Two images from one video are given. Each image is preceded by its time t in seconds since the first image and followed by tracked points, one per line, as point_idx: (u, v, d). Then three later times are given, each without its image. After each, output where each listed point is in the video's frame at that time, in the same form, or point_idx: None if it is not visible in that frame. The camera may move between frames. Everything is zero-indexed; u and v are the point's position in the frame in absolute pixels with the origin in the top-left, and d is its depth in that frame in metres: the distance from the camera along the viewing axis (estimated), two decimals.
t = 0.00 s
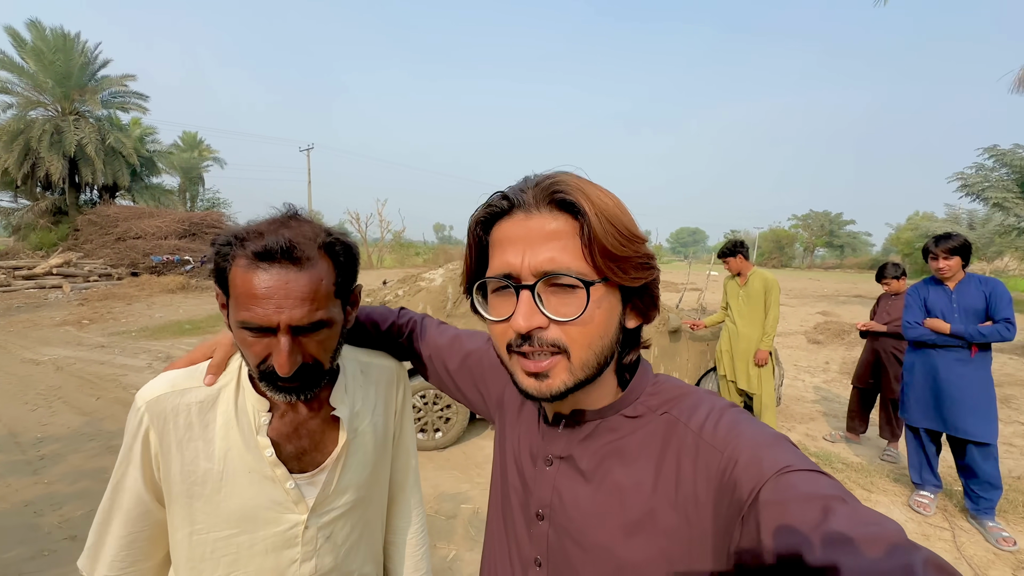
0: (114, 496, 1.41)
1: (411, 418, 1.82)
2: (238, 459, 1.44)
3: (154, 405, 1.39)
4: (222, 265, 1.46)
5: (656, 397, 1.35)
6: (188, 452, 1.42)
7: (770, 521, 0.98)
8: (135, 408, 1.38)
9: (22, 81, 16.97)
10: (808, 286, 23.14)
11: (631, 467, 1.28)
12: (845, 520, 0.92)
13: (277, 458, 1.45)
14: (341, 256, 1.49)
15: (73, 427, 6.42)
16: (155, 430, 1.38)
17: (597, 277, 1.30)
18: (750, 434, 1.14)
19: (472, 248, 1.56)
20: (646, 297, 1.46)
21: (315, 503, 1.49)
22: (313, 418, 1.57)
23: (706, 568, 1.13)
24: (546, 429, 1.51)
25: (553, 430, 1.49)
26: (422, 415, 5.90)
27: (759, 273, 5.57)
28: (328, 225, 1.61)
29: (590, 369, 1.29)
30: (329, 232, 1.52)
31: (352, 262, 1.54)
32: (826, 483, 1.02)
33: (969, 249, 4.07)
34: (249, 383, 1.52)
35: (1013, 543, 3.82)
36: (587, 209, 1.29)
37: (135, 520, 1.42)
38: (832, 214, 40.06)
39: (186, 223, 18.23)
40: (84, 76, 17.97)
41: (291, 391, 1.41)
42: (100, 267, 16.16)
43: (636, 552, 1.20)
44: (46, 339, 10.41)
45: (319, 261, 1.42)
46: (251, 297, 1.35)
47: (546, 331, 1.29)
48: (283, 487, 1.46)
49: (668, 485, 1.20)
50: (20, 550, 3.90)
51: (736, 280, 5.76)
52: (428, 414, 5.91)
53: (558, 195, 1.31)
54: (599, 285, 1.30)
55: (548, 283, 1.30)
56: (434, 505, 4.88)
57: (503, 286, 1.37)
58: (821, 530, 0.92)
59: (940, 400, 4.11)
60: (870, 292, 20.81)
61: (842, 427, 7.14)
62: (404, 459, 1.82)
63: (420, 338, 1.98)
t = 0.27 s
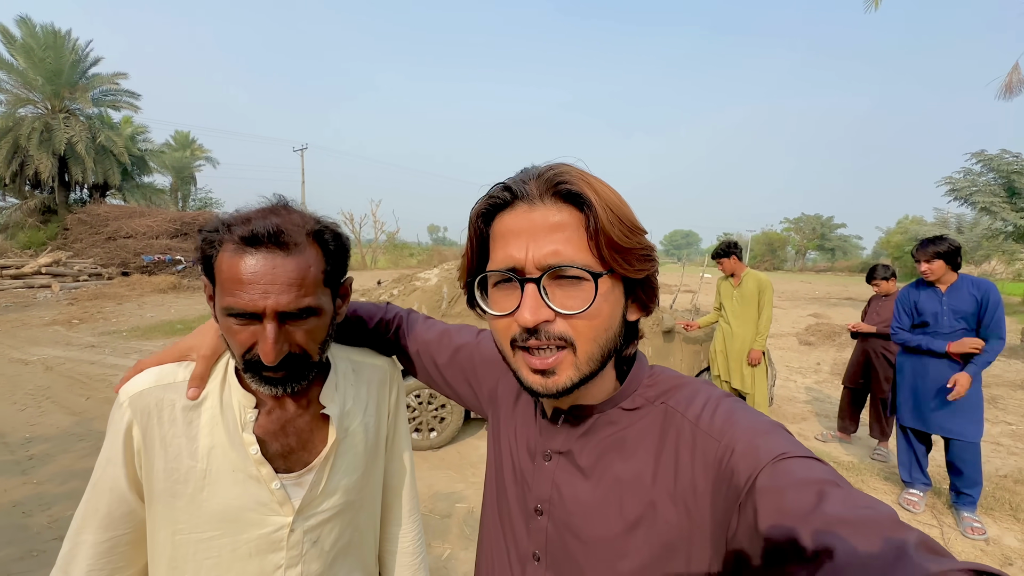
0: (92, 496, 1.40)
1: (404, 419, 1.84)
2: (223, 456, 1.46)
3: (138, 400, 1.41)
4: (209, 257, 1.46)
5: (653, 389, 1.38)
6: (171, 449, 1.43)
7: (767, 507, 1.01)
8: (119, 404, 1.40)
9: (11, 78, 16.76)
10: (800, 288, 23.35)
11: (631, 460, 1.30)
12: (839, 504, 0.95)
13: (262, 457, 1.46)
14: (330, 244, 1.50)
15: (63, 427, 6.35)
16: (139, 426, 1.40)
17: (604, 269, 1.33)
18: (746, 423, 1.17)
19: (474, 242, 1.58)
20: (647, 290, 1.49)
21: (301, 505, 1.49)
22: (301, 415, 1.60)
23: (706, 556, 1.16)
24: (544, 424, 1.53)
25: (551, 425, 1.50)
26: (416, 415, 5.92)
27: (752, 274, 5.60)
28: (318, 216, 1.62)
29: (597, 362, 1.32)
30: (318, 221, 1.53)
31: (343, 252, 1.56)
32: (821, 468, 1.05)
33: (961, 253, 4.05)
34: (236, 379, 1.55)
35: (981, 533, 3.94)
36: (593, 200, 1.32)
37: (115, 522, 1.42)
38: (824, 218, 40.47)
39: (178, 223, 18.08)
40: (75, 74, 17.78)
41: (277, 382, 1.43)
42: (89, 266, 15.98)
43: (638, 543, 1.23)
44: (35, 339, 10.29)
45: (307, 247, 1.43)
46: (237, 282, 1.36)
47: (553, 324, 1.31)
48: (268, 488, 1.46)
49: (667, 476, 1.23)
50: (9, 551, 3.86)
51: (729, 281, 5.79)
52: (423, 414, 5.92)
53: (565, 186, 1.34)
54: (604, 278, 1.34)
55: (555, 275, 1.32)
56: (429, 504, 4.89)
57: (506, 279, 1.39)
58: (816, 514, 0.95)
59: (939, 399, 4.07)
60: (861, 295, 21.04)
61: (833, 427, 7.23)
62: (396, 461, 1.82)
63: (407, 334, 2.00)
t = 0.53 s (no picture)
0: (81, 495, 1.42)
1: (398, 418, 1.86)
2: (214, 452, 1.49)
3: (129, 396, 1.43)
4: (200, 245, 1.51)
5: (637, 383, 1.40)
6: (161, 445, 1.46)
7: (742, 499, 1.04)
8: (110, 400, 1.42)
9: (9, 77, 16.71)
10: (797, 289, 23.43)
11: (615, 453, 1.33)
12: (811, 495, 0.98)
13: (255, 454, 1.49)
14: (321, 235, 1.54)
15: (60, 427, 6.35)
16: (129, 421, 1.42)
17: (585, 262, 1.36)
18: (725, 418, 1.20)
19: (463, 235, 1.62)
20: (632, 284, 1.51)
21: (293, 503, 1.51)
22: (294, 412, 1.63)
23: (684, 545, 1.20)
24: (531, 417, 1.56)
25: (538, 416, 1.53)
26: (414, 414, 5.95)
27: (750, 274, 5.67)
28: (314, 208, 1.66)
29: (576, 354, 1.34)
30: (309, 212, 1.57)
31: (334, 244, 1.59)
32: (795, 461, 1.08)
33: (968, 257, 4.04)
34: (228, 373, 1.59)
35: (975, 532, 3.99)
36: (576, 194, 1.34)
37: (103, 521, 1.45)
38: (821, 219, 40.59)
39: (176, 223, 18.06)
40: (73, 73, 17.74)
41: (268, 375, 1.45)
42: (87, 266, 15.95)
43: (621, 532, 1.26)
44: (32, 339, 10.27)
45: (298, 237, 1.47)
46: (229, 272, 1.38)
47: (534, 315, 1.34)
48: (261, 485, 1.48)
49: (649, 469, 1.26)
50: (6, 550, 3.87)
51: (727, 281, 5.85)
52: (421, 413, 5.95)
53: (549, 180, 1.37)
54: (585, 271, 1.36)
55: (538, 266, 1.35)
56: (426, 503, 4.91)
57: (492, 272, 1.42)
58: (788, 506, 0.98)
59: (932, 403, 4.15)
60: (858, 296, 21.13)
61: (829, 427, 7.27)
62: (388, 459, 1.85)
63: (401, 334, 2.03)
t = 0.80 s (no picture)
0: (75, 502, 1.41)
1: (395, 430, 1.86)
2: (209, 462, 1.48)
3: (126, 404, 1.42)
4: (193, 260, 1.51)
5: (634, 395, 1.39)
6: (157, 453, 1.45)
7: (739, 517, 1.03)
8: (106, 408, 1.41)
9: (9, 78, 16.71)
10: (797, 290, 23.43)
11: (612, 465, 1.32)
12: (809, 513, 0.97)
13: (249, 465, 1.48)
14: (316, 252, 1.53)
15: (59, 429, 6.34)
16: (125, 430, 1.41)
17: (495, 275, 1.43)
18: (723, 432, 1.19)
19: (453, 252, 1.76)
20: (588, 298, 1.39)
21: (286, 516, 1.51)
22: (290, 424, 1.62)
23: (679, 559, 1.19)
24: (529, 426, 1.55)
25: (535, 425, 1.52)
26: (413, 416, 5.94)
27: (750, 275, 5.68)
28: (313, 223, 1.65)
29: (491, 361, 1.44)
30: (305, 229, 1.56)
31: (329, 260, 1.58)
32: (792, 478, 1.08)
33: (987, 259, 3.99)
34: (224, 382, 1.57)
35: (975, 536, 3.97)
36: (484, 213, 1.41)
37: (98, 528, 1.44)
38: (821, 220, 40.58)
39: (175, 223, 18.04)
40: (73, 74, 17.75)
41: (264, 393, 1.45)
42: (86, 267, 15.94)
43: (617, 544, 1.25)
44: (31, 340, 10.26)
45: (291, 255, 1.45)
46: (219, 293, 1.37)
47: (465, 322, 1.50)
48: (254, 497, 1.48)
49: (647, 481, 1.25)
50: (4, 554, 3.86)
51: (726, 283, 5.84)
52: (419, 415, 5.95)
53: (470, 202, 1.46)
54: (497, 283, 1.43)
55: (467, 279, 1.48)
56: (425, 505, 4.90)
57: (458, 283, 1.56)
58: (784, 524, 0.97)
59: (949, 411, 4.12)
60: (858, 296, 21.13)
61: (828, 428, 7.27)
62: (383, 471, 1.85)
63: (403, 344, 2.01)
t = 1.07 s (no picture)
0: (74, 504, 1.39)
1: (395, 436, 1.83)
2: (205, 468, 1.46)
3: (123, 408, 1.40)
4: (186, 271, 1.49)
5: (639, 401, 1.37)
6: (153, 458, 1.43)
7: (744, 521, 1.01)
8: (104, 412, 1.39)
9: (9, 79, 16.72)
10: (797, 289, 23.40)
11: (617, 470, 1.29)
12: (814, 518, 0.95)
13: (246, 471, 1.45)
14: (312, 264, 1.48)
15: (57, 431, 6.32)
16: (123, 434, 1.39)
17: (470, 289, 1.44)
18: (728, 437, 1.17)
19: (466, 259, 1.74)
20: (562, 309, 1.33)
21: (283, 522, 1.48)
22: (287, 430, 1.59)
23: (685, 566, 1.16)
24: (534, 431, 1.52)
25: (539, 430, 1.49)
26: (412, 418, 5.92)
27: (751, 276, 5.66)
28: (309, 231, 1.60)
29: (473, 369, 1.47)
30: (300, 240, 1.51)
31: (326, 270, 1.53)
32: (798, 482, 1.05)
33: (1005, 261, 3.91)
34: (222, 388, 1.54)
35: (977, 537, 3.94)
36: (456, 229, 1.42)
37: (97, 531, 1.42)
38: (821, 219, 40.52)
39: (175, 224, 18.03)
40: (73, 75, 17.77)
41: (263, 404, 1.45)
42: (86, 268, 15.93)
43: (621, 549, 1.23)
44: (30, 341, 10.25)
45: (285, 268, 1.42)
46: (212, 308, 1.35)
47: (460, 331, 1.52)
48: (250, 503, 1.45)
49: (651, 486, 1.23)
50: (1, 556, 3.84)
51: (727, 283, 5.81)
52: (419, 416, 5.92)
53: (454, 215, 1.46)
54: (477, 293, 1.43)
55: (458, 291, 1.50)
56: (424, 507, 4.88)
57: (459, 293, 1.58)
58: (789, 529, 0.95)
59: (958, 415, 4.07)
60: (858, 296, 21.09)
61: (829, 429, 7.24)
62: (383, 476, 1.82)
63: (408, 348, 1.98)
